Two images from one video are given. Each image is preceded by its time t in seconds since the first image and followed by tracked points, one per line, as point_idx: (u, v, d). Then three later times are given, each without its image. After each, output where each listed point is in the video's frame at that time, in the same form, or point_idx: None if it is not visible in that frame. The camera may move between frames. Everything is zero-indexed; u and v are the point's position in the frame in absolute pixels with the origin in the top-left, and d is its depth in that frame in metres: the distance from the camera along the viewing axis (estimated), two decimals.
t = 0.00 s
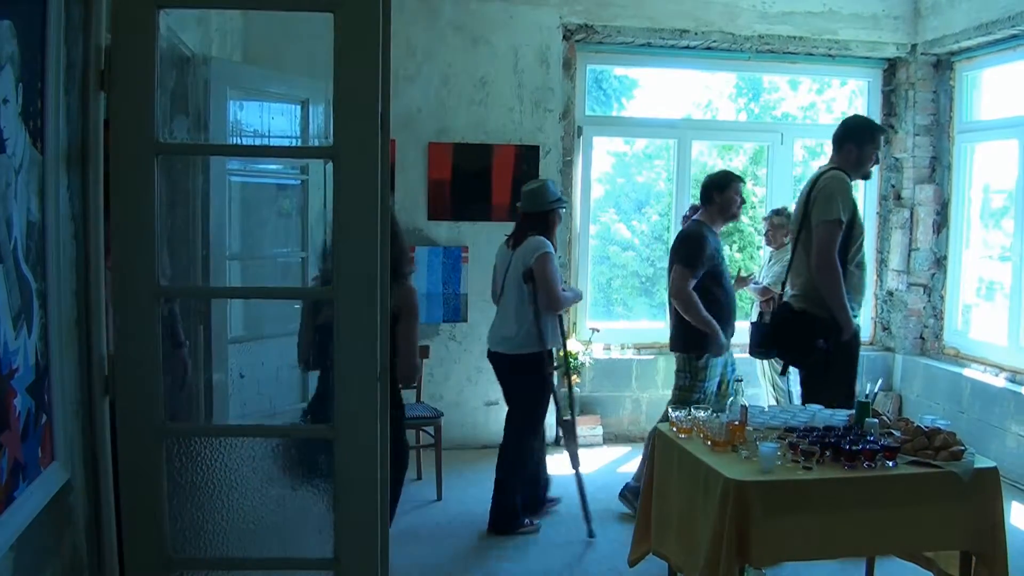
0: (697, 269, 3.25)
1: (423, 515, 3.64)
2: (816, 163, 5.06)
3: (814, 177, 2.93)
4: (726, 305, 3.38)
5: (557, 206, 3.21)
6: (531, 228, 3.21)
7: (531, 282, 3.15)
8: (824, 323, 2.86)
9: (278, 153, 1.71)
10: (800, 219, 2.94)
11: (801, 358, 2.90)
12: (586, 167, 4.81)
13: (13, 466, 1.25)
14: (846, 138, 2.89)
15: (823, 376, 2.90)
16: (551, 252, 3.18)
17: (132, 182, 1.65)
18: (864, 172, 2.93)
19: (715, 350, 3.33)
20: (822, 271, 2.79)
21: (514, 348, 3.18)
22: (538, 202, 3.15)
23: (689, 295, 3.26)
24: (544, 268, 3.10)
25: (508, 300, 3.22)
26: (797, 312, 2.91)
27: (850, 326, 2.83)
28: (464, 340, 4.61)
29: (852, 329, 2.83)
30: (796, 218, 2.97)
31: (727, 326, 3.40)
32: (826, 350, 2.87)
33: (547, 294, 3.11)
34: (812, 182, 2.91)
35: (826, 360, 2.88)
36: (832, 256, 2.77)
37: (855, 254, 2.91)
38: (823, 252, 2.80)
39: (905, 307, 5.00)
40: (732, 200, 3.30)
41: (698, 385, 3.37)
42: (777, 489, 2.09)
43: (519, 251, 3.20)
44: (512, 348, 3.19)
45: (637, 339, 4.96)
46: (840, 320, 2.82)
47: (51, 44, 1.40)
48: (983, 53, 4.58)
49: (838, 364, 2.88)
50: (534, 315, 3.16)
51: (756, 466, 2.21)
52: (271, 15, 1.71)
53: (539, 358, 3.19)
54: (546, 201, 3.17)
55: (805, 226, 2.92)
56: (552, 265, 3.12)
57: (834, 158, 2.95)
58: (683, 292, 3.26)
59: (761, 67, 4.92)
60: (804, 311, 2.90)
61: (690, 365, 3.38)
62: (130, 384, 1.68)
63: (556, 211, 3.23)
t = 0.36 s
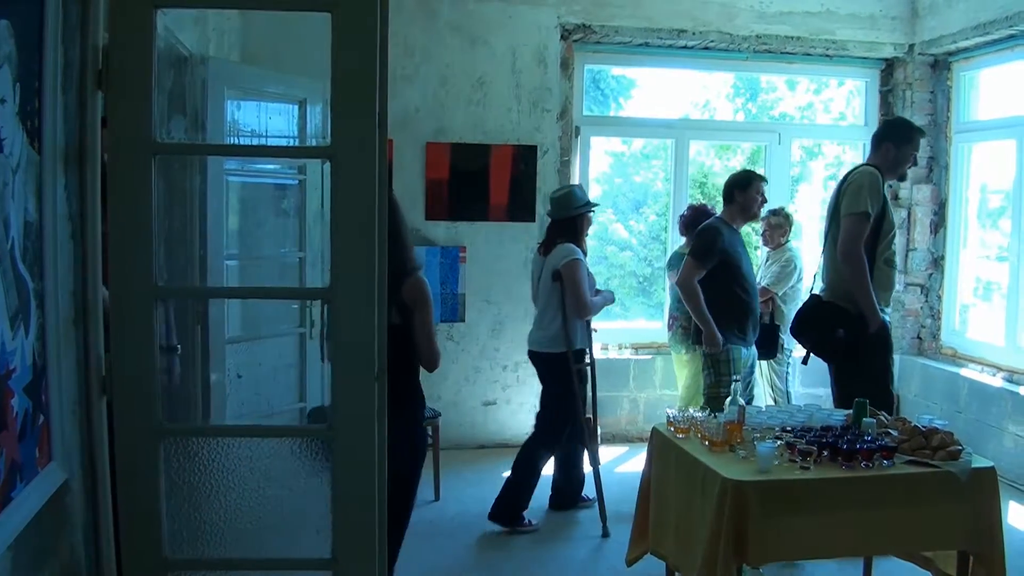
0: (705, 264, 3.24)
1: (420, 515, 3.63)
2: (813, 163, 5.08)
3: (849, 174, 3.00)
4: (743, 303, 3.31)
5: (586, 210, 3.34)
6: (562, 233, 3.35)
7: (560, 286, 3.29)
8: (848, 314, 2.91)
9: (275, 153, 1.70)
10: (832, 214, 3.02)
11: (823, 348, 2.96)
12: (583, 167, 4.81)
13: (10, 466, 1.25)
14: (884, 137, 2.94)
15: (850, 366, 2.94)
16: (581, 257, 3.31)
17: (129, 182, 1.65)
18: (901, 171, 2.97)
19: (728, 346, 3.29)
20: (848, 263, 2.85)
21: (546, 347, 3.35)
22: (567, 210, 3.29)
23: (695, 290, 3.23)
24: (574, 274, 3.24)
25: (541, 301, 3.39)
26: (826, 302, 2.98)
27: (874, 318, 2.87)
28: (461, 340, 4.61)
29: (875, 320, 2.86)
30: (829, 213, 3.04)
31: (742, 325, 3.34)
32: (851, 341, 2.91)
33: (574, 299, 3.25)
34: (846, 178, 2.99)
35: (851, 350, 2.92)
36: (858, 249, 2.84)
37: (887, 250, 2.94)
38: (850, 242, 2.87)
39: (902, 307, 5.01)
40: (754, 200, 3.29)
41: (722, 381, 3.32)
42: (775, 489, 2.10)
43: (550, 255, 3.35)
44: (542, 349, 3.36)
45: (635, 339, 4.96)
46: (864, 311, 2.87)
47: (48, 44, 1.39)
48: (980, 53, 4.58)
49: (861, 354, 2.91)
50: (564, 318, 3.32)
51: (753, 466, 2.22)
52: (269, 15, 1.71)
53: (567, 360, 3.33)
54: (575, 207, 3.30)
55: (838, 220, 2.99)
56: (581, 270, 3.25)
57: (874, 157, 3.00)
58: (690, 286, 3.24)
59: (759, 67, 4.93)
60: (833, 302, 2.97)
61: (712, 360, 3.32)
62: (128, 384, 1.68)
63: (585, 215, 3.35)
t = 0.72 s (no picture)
0: (712, 263, 3.27)
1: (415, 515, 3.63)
2: (808, 163, 5.09)
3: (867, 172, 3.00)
4: (751, 303, 3.33)
5: (610, 207, 3.40)
6: (587, 230, 3.42)
7: (581, 282, 3.35)
8: (859, 312, 2.92)
9: (270, 153, 1.70)
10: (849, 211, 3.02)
11: (833, 346, 2.97)
12: (579, 167, 4.81)
13: (5, 466, 1.24)
14: (904, 137, 2.94)
15: (861, 364, 2.95)
16: (604, 255, 3.36)
17: (124, 182, 1.64)
18: (920, 172, 2.96)
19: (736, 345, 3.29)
20: (861, 262, 2.85)
21: (569, 344, 3.43)
22: (591, 206, 3.36)
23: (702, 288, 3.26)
24: (595, 270, 3.28)
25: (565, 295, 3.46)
26: (839, 300, 2.98)
27: (883, 318, 2.87)
28: (457, 340, 4.61)
29: (884, 320, 2.87)
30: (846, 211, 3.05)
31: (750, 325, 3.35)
32: (861, 339, 2.92)
33: (594, 295, 3.29)
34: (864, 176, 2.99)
35: (860, 348, 2.93)
36: (873, 248, 2.84)
37: (904, 251, 2.93)
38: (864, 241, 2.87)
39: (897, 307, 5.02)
40: (763, 202, 3.31)
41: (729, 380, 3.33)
42: (769, 489, 2.10)
43: (575, 250, 3.41)
44: (563, 344, 3.46)
45: (630, 339, 4.97)
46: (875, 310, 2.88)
47: (44, 43, 1.39)
48: (975, 54, 4.59)
49: (870, 352, 2.92)
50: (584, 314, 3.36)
51: (749, 465, 2.22)
52: (266, 15, 1.71)
53: (583, 357, 3.40)
54: (599, 204, 3.37)
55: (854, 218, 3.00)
56: (603, 267, 3.30)
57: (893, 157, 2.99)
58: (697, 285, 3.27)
59: (755, 68, 4.94)
60: (847, 301, 2.97)
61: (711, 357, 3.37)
62: (122, 385, 1.68)
63: (610, 211, 3.41)
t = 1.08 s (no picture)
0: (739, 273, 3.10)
1: (410, 515, 3.63)
2: (802, 163, 5.10)
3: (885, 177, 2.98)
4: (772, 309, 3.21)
5: (634, 206, 3.46)
6: (614, 228, 3.47)
7: (609, 279, 3.40)
8: (884, 323, 2.91)
9: (263, 153, 1.69)
10: (869, 218, 3.00)
11: (858, 359, 2.94)
12: (573, 167, 4.81)
13: None
14: (922, 140, 2.92)
15: (888, 377, 2.92)
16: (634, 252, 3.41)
17: (117, 181, 1.63)
18: (938, 175, 2.94)
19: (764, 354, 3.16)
20: (883, 271, 2.85)
21: (590, 339, 3.47)
22: (615, 205, 3.42)
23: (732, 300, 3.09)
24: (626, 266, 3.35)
25: (594, 293, 3.50)
26: (861, 310, 2.97)
27: (910, 329, 2.86)
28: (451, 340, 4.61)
29: (910, 331, 2.85)
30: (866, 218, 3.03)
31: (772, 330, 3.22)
32: (886, 351, 2.90)
33: (623, 292, 3.36)
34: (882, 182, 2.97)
35: (887, 362, 2.91)
36: (895, 257, 2.83)
37: (924, 256, 2.92)
38: (886, 249, 2.85)
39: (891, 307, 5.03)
40: (773, 202, 3.21)
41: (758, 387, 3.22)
42: (763, 489, 2.10)
43: (604, 248, 3.47)
44: (586, 340, 3.49)
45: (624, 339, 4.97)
46: (901, 321, 2.86)
47: (36, 42, 1.38)
48: (968, 54, 4.60)
49: (897, 364, 2.89)
50: (610, 310, 3.41)
51: (742, 465, 2.22)
52: (260, 15, 1.70)
53: (600, 354, 3.43)
54: (622, 203, 3.44)
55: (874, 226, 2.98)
56: (633, 264, 3.36)
57: (912, 161, 2.97)
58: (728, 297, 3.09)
59: (749, 68, 4.94)
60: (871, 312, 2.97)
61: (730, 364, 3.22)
62: (116, 385, 1.67)
63: (634, 210, 3.47)
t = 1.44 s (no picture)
0: (767, 281, 3.02)
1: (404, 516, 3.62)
2: (796, 163, 5.11)
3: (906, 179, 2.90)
4: (794, 312, 3.16)
5: (643, 203, 3.47)
6: (623, 225, 3.48)
7: (616, 277, 3.43)
8: (911, 330, 2.84)
9: (257, 153, 1.69)
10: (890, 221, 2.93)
11: (884, 370, 2.88)
12: (568, 168, 4.81)
13: None
14: (942, 137, 2.84)
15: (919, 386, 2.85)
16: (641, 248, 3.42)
17: (111, 181, 1.62)
18: (960, 173, 2.85)
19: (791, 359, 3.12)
20: (906, 277, 2.79)
21: (599, 337, 3.51)
22: (623, 202, 3.44)
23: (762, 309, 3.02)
24: (632, 265, 3.35)
25: (603, 290, 3.54)
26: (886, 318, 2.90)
27: (937, 335, 2.81)
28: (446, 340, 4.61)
29: (938, 337, 2.81)
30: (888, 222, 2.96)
31: (794, 333, 3.17)
32: (915, 362, 2.83)
33: (629, 290, 3.38)
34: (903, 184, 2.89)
35: (917, 372, 2.84)
36: (915, 263, 2.77)
37: (951, 259, 2.83)
38: (908, 254, 2.79)
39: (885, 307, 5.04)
40: (787, 203, 3.13)
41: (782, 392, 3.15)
42: (757, 488, 2.11)
43: (612, 244, 3.48)
44: (597, 338, 3.52)
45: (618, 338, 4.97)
46: (927, 327, 2.81)
47: (30, 42, 1.37)
48: (961, 55, 4.61)
49: (924, 372, 2.84)
50: (619, 307, 3.45)
51: (736, 465, 2.23)
52: (254, 15, 1.69)
53: (613, 352, 3.47)
54: (631, 200, 3.45)
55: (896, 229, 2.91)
56: (638, 261, 3.37)
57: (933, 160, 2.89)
58: (757, 308, 3.02)
59: (743, 68, 4.95)
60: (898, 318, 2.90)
61: (754, 370, 3.16)
62: (109, 385, 1.66)
63: (644, 208, 3.48)
